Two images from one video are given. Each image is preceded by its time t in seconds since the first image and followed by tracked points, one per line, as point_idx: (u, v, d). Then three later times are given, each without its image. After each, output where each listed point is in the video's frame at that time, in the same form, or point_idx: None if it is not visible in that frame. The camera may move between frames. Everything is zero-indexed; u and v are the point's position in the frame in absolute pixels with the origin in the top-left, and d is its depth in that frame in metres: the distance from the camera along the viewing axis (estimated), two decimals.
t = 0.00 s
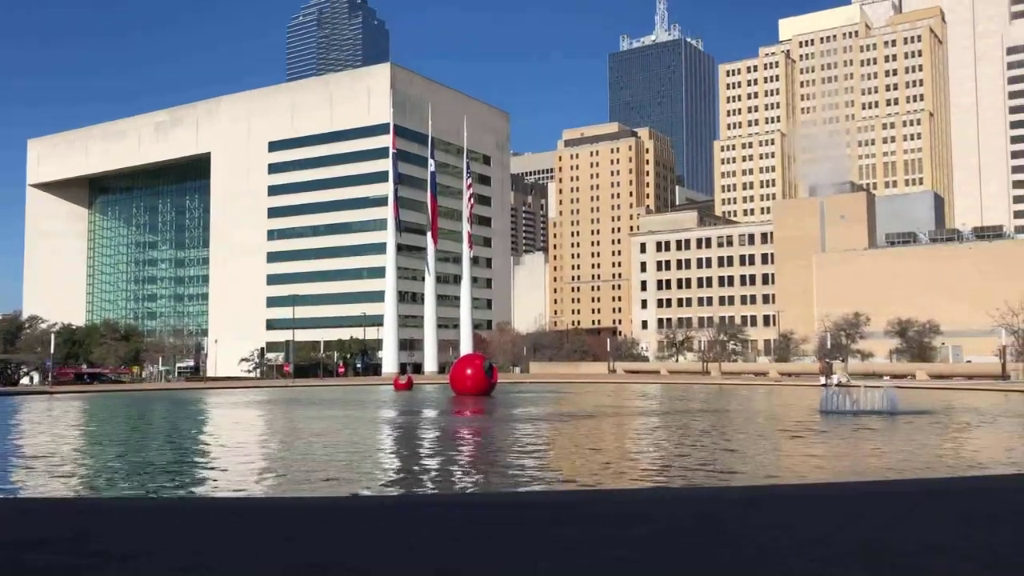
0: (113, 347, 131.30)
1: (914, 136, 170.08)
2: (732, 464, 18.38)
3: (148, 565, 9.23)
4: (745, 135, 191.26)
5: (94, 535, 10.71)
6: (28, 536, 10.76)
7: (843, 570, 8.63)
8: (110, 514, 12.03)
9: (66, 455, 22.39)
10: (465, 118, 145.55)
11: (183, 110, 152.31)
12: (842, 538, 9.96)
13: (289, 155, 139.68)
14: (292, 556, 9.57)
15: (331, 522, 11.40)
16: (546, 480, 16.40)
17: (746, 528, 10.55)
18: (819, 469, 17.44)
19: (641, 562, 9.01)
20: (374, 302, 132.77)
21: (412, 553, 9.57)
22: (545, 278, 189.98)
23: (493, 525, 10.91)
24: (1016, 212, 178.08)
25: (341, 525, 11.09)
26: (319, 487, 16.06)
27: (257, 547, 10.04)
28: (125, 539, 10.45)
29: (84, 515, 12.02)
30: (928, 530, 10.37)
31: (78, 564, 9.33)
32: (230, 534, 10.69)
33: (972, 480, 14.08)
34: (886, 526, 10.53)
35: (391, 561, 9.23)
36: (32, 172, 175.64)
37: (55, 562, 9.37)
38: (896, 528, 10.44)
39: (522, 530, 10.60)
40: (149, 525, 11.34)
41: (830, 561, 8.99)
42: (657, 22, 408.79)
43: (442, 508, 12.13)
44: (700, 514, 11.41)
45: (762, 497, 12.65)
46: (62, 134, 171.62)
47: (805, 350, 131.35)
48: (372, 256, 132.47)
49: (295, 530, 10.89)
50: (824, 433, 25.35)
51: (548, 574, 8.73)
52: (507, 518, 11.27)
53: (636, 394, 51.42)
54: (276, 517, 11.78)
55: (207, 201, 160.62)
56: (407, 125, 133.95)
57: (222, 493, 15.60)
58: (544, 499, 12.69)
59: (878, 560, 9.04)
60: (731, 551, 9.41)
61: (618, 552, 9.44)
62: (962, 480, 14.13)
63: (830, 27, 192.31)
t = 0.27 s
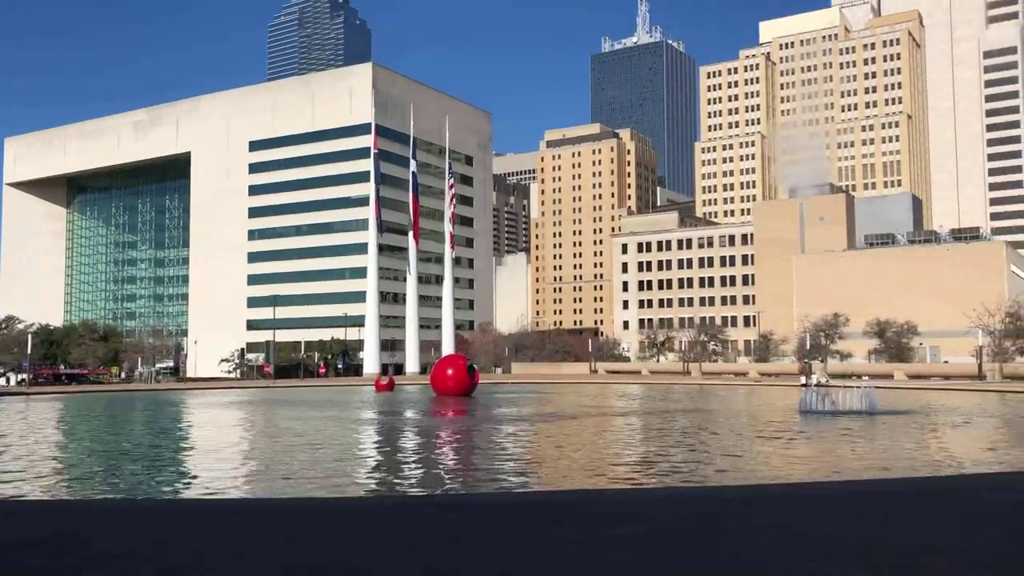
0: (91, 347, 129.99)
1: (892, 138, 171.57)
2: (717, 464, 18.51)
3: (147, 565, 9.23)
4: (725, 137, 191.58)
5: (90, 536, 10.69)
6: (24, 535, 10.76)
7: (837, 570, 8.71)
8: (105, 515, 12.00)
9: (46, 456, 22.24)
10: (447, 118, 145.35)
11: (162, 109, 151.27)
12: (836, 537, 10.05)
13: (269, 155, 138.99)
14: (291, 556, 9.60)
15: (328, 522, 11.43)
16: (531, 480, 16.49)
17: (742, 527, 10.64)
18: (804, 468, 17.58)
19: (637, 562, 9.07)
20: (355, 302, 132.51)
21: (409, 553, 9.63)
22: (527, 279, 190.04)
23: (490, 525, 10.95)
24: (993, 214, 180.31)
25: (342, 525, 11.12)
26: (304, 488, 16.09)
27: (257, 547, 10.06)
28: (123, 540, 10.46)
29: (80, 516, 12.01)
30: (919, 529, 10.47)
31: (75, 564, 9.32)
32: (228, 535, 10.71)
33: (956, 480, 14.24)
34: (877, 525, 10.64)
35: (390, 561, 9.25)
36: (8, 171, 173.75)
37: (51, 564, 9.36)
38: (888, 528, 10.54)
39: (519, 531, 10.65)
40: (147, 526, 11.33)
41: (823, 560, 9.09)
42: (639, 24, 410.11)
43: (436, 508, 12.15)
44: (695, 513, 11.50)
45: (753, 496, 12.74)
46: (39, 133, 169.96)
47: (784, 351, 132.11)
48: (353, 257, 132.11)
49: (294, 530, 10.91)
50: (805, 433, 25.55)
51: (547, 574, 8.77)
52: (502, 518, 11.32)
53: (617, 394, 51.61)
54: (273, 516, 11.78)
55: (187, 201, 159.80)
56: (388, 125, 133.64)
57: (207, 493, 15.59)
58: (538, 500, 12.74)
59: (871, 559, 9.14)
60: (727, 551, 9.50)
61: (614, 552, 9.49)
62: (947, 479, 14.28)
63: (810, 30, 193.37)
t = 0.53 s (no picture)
0: (66, 349, 128.13)
1: (870, 141, 173.11)
2: (701, 465, 18.59)
3: (147, 568, 9.17)
4: (705, 139, 192.39)
5: (88, 537, 10.62)
6: (23, 536, 10.65)
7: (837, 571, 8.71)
8: (97, 518, 11.86)
9: (22, 459, 21.99)
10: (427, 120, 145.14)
11: (140, 108, 150.11)
12: (830, 536, 10.12)
13: (248, 156, 138.21)
14: (290, 556, 9.55)
15: (326, 521, 11.38)
16: (513, 482, 16.45)
17: (741, 528, 10.65)
18: (789, 469, 17.68)
19: (637, 562, 9.07)
20: (335, 304, 132.00)
21: (404, 553, 9.61)
22: (508, 281, 190.13)
23: (489, 525, 10.91)
24: (968, 216, 182.49)
25: (343, 525, 11.06)
26: (284, 490, 15.92)
27: (257, 547, 10.02)
28: (122, 540, 10.40)
29: (76, 517, 11.91)
30: (913, 528, 10.50)
31: (75, 566, 9.25)
32: (226, 535, 10.67)
33: (941, 480, 14.34)
34: (873, 526, 10.63)
35: (390, 561, 9.21)
36: None
37: (49, 564, 9.29)
38: (881, 528, 10.57)
39: (515, 531, 10.58)
40: (146, 525, 11.32)
41: (822, 559, 9.09)
42: (619, 26, 411.61)
43: (432, 509, 12.09)
44: (691, 514, 11.50)
45: (747, 496, 12.76)
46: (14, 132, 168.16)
47: (764, 352, 132.89)
48: (334, 258, 131.55)
49: (294, 530, 10.86)
50: (786, 434, 25.68)
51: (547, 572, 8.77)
52: (500, 518, 11.27)
53: (598, 396, 51.70)
54: (268, 516, 11.71)
55: (165, 202, 158.67)
56: (369, 126, 133.34)
57: (185, 497, 15.39)
58: (531, 500, 12.69)
59: (869, 559, 9.15)
60: (725, 551, 9.49)
61: (611, 552, 9.47)
62: (932, 480, 14.39)
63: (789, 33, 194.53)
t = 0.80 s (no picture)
0: (44, 351, 125.38)
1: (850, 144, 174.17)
2: (683, 466, 18.68)
3: (146, 568, 9.16)
4: (686, 141, 193.16)
5: (82, 538, 10.59)
6: (22, 536, 10.69)
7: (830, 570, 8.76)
8: (90, 519, 11.81)
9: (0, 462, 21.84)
10: (409, 121, 144.97)
11: (120, 109, 149.07)
12: (819, 536, 10.21)
13: (229, 157, 137.47)
14: (287, 557, 9.56)
15: (321, 522, 11.41)
16: (495, 483, 16.49)
17: (732, 528, 10.71)
18: (771, 470, 17.77)
19: (637, 561, 9.12)
20: (316, 306, 131.56)
21: (399, 554, 9.64)
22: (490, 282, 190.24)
23: (481, 526, 10.94)
24: (946, 219, 184.32)
25: (342, 525, 11.11)
26: (265, 493, 15.91)
27: (253, 548, 10.04)
28: (116, 542, 10.38)
29: (71, 519, 11.88)
30: (901, 528, 10.59)
31: (72, 567, 9.22)
32: (221, 536, 10.66)
33: (922, 481, 14.47)
34: (860, 527, 10.71)
35: (386, 561, 9.23)
36: None
37: (46, 566, 9.23)
38: (868, 528, 10.66)
39: (509, 531, 10.61)
40: (141, 526, 11.31)
41: (810, 559, 9.16)
42: (601, 30, 412.89)
43: (426, 510, 12.12)
44: (680, 514, 11.56)
45: (736, 497, 12.84)
46: None
47: (744, 353, 133.47)
48: (315, 259, 131.03)
49: (292, 530, 10.89)
50: (768, 435, 25.89)
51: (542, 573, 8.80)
52: (495, 519, 11.32)
53: (579, 398, 51.80)
54: (264, 517, 11.71)
55: (144, 202, 157.61)
56: (350, 127, 133.05)
57: (165, 500, 15.32)
58: (521, 502, 12.72)
59: (857, 558, 9.23)
60: (719, 551, 9.54)
61: (606, 552, 9.51)
62: (915, 479, 14.53)
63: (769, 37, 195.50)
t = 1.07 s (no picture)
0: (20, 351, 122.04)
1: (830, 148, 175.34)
2: (666, 468, 18.77)
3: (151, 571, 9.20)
4: (669, 144, 193.78)
5: (81, 540, 10.65)
6: (21, 540, 10.74)
7: (820, 569, 8.83)
8: (86, 522, 11.83)
9: None
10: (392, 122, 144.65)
11: (100, 108, 147.94)
12: (809, 536, 10.30)
13: (209, 157, 136.72)
14: (284, 558, 9.63)
15: (318, 523, 11.49)
16: (478, 485, 16.49)
17: (723, 528, 10.78)
18: (753, 472, 17.85)
19: (637, 561, 9.20)
20: (298, 307, 131.12)
21: (397, 554, 9.71)
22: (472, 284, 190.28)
23: (476, 526, 11.03)
24: (925, 223, 185.92)
25: (343, 525, 11.26)
26: (247, 494, 15.89)
27: (252, 549, 10.09)
28: (112, 545, 10.42)
29: (70, 523, 11.91)
30: (888, 527, 10.68)
31: (72, 569, 9.24)
32: (219, 537, 10.69)
33: (905, 481, 14.58)
34: (846, 526, 10.80)
35: (382, 562, 9.29)
36: None
37: (49, 569, 9.27)
38: (854, 527, 10.75)
39: (503, 532, 10.69)
40: (138, 529, 11.33)
41: (799, 559, 9.23)
42: (584, 32, 413.59)
43: (421, 511, 12.19)
44: (669, 514, 11.64)
45: (724, 498, 12.93)
46: None
47: (726, 356, 134.04)
48: (296, 260, 130.55)
49: (290, 532, 10.97)
50: (749, 438, 26.04)
51: (537, 572, 8.87)
52: (494, 518, 11.50)
53: (561, 399, 51.87)
54: (262, 520, 11.80)
55: (124, 202, 156.27)
56: (333, 127, 132.61)
57: (145, 502, 15.25)
58: (511, 503, 12.78)
59: (846, 556, 9.33)
60: (710, 551, 9.61)
61: (599, 553, 9.58)
62: (898, 480, 14.64)
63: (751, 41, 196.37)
